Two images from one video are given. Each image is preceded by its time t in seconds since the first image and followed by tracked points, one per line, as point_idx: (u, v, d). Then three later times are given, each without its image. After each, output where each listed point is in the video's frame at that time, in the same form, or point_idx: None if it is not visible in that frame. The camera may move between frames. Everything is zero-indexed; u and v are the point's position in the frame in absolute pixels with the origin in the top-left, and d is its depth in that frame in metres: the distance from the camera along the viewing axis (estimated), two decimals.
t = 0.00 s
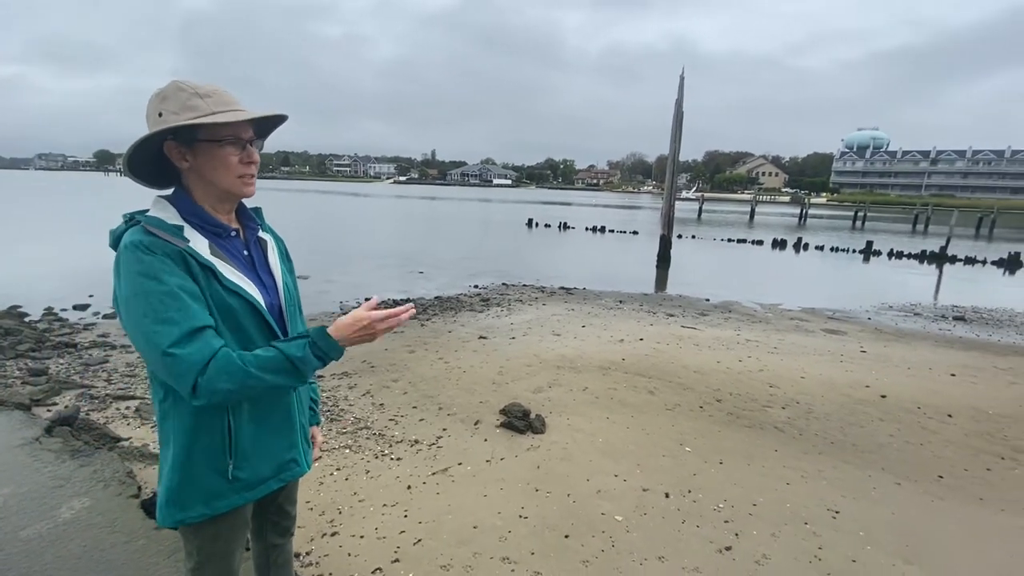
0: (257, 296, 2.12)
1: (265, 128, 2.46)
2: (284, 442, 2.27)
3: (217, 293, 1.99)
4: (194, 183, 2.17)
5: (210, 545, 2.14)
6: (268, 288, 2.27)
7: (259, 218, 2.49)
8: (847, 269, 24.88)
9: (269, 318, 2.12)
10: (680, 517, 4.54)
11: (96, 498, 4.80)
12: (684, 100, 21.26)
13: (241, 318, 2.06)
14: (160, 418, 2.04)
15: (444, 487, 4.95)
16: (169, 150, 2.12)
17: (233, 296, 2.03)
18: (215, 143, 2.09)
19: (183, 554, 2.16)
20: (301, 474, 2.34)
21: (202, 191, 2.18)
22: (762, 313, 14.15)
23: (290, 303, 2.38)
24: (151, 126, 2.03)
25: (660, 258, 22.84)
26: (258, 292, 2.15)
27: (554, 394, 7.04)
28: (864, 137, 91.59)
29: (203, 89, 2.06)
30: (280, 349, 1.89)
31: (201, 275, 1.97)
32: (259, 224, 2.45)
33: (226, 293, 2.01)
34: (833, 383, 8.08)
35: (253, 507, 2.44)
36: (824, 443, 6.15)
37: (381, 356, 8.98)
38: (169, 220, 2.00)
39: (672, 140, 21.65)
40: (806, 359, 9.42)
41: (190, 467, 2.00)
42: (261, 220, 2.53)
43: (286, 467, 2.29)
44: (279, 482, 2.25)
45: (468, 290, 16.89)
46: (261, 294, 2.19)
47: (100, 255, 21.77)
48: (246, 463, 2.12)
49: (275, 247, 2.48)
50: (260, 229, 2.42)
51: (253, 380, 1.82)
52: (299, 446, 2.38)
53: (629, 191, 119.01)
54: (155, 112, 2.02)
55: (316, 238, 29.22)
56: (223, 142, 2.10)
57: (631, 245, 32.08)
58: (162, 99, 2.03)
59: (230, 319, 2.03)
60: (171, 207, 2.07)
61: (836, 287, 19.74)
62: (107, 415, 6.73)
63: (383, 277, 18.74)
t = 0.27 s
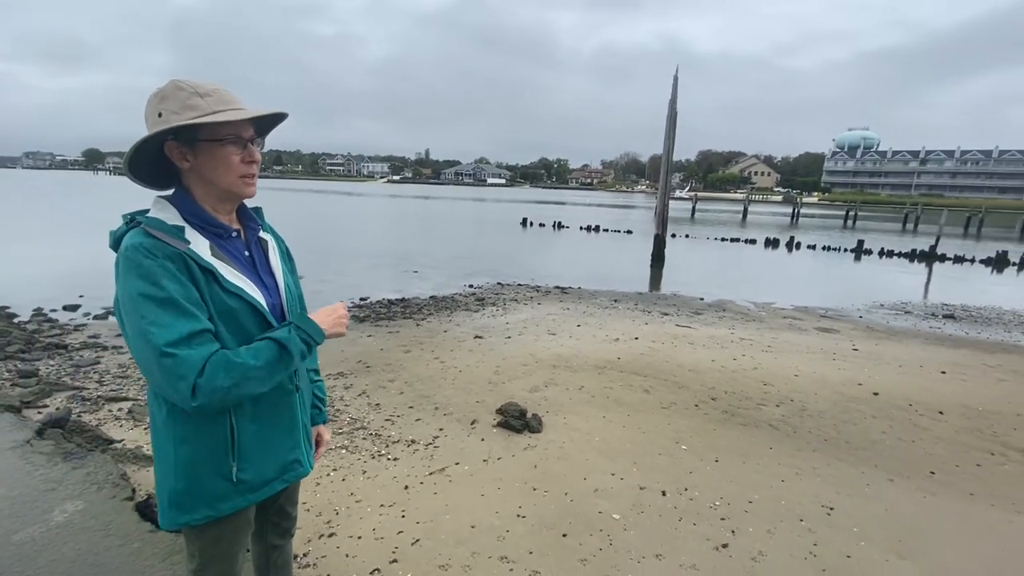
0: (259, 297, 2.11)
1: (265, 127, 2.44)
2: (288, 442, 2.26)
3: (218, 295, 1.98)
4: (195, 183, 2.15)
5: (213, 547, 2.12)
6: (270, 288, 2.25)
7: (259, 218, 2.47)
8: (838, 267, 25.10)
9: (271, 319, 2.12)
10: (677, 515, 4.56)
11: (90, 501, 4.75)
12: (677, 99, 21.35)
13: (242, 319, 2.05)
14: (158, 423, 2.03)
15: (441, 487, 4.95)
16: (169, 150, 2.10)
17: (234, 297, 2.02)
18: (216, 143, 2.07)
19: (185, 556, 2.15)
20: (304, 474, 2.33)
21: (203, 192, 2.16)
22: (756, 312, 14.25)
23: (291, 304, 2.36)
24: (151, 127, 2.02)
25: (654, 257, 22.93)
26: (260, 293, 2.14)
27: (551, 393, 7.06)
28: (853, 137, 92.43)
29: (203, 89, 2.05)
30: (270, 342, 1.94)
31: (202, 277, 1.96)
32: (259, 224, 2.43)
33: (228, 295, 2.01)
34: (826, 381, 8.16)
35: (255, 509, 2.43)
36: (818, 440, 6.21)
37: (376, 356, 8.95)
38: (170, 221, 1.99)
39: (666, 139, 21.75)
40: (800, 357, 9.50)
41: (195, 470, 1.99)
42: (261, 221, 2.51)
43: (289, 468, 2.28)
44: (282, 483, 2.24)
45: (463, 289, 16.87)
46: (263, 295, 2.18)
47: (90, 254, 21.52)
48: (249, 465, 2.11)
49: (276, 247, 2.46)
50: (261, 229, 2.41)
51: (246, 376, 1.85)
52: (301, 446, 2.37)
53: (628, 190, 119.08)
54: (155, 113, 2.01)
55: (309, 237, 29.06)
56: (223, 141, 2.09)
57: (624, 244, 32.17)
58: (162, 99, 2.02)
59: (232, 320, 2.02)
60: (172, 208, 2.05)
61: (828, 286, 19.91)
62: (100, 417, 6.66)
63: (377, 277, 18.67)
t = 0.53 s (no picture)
0: (264, 298, 2.09)
1: (272, 124, 2.43)
2: (294, 444, 2.25)
3: (221, 297, 1.97)
4: (200, 182, 2.14)
5: (219, 548, 2.11)
6: (275, 288, 2.23)
7: (265, 217, 2.45)
8: (829, 266, 25.36)
9: (275, 321, 2.10)
10: (676, 512, 4.60)
11: (85, 504, 4.69)
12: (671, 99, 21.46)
13: (245, 321, 2.03)
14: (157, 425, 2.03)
15: (441, 486, 4.95)
16: (174, 148, 2.08)
17: (237, 299, 2.01)
18: (221, 140, 2.06)
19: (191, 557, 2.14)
20: (312, 474, 2.33)
21: (209, 190, 2.15)
22: (750, 310, 14.35)
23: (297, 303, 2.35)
24: (158, 125, 2.01)
25: (648, 256, 23.04)
26: (265, 293, 2.12)
27: (548, 392, 7.07)
28: (842, 137, 93.38)
29: (209, 85, 2.04)
30: (234, 389, 1.89)
31: (205, 279, 1.94)
32: (265, 223, 2.41)
33: (231, 297, 1.99)
34: (820, 378, 8.25)
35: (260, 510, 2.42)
36: (813, 437, 6.28)
37: (373, 356, 8.92)
38: (175, 220, 1.97)
39: (660, 139, 21.85)
40: (795, 355, 9.59)
41: (199, 473, 1.97)
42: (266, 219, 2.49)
43: (296, 467, 2.28)
44: (289, 483, 2.24)
45: (458, 289, 16.83)
46: (268, 295, 2.16)
47: (80, 254, 21.24)
48: (256, 465, 2.11)
49: (281, 246, 2.44)
50: (267, 228, 2.39)
51: (200, 412, 1.81)
52: (308, 445, 2.37)
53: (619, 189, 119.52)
54: (161, 110, 1.99)
55: (301, 237, 28.86)
56: (229, 138, 2.07)
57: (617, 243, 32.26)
58: (167, 96, 2.01)
59: (234, 322, 2.01)
60: (177, 207, 2.04)
61: (820, 284, 20.10)
62: (93, 419, 6.58)
63: (371, 276, 18.59)
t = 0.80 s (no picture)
0: (276, 301, 2.08)
1: (285, 125, 2.42)
2: (305, 447, 2.24)
3: (233, 300, 1.96)
4: (213, 183, 2.13)
5: (231, 550, 2.10)
6: (287, 290, 2.22)
7: (278, 218, 2.44)
8: (820, 264, 25.61)
9: (286, 324, 2.09)
10: (678, 509, 4.63)
11: (86, 507, 4.62)
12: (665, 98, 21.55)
13: (256, 324, 2.02)
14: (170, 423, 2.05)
15: (443, 486, 4.94)
16: (187, 150, 2.08)
17: (249, 301, 2.00)
18: (233, 141, 2.05)
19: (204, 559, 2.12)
20: (322, 477, 2.31)
21: (222, 191, 2.14)
22: (744, 309, 14.47)
23: (309, 305, 2.33)
24: (170, 126, 2.01)
25: (642, 255, 23.12)
26: (277, 295, 2.11)
27: (548, 391, 7.08)
28: (829, 136, 94.38)
29: (220, 86, 2.03)
30: (234, 397, 1.87)
31: (216, 281, 1.93)
32: (279, 224, 2.39)
33: (243, 300, 1.98)
34: (815, 376, 8.34)
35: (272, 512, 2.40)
36: (810, 433, 6.35)
37: (371, 356, 8.87)
38: (188, 222, 1.97)
39: (654, 139, 21.95)
40: (790, 353, 9.69)
41: (208, 476, 1.96)
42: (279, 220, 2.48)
43: (307, 470, 2.27)
44: (299, 486, 2.23)
45: (454, 288, 16.79)
46: (280, 296, 2.15)
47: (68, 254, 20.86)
48: (267, 467, 2.09)
49: (294, 247, 2.42)
50: (280, 230, 2.37)
51: (197, 419, 1.80)
52: (319, 447, 2.36)
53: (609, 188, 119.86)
54: (173, 112, 1.99)
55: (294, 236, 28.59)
56: (240, 139, 2.06)
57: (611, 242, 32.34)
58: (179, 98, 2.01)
59: (245, 325, 2.00)
60: (190, 208, 2.03)
61: (812, 283, 20.31)
62: (90, 421, 6.46)
63: (365, 276, 18.47)
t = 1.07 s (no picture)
0: (291, 303, 2.08)
1: (294, 126, 2.40)
2: (317, 446, 2.25)
3: (250, 302, 1.96)
4: (226, 185, 2.11)
5: (246, 550, 2.09)
6: (299, 292, 2.23)
7: (287, 218, 2.43)
8: (811, 263, 25.89)
9: (299, 326, 2.09)
10: (678, 506, 4.66)
11: (87, 510, 4.54)
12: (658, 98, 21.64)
13: (272, 325, 2.02)
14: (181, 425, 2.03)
15: (445, 485, 4.93)
16: (199, 152, 2.06)
17: (265, 303, 2.00)
18: (246, 143, 2.03)
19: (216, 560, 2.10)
20: (334, 477, 2.32)
21: (233, 193, 2.12)
22: (738, 307, 14.58)
23: (320, 307, 2.34)
24: (183, 128, 1.98)
25: (636, 254, 23.22)
26: (290, 298, 2.12)
27: (546, 390, 7.10)
28: (815, 135, 95.38)
29: (234, 88, 2.01)
30: (267, 389, 1.90)
31: (233, 284, 1.92)
32: (289, 225, 2.38)
33: (260, 302, 1.98)
34: (809, 373, 8.44)
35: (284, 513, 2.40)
36: (806, 430, 6.43)
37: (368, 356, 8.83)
38: (203, 224, 1.95)
39: (647, 138, 22.04)
40: (784, 350, 9.80)
41: (227, 477, 1.96)
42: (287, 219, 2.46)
43: (319, 471, 2.27)
44: (312, 486, 2.23)
45: (450, 288, 16.75)
46: (293, 298, 2.15)
47: (55, 254, 20.52)
48: (281, 468, 2.09)
49: (304, 248, 2.42)
50: (290, 231, 2.37)
51: (236, 414, 1.83)
52: (330, 448, 2.37)
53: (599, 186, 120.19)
54: (185, 113, 1.97)
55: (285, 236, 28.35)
56: (254, 141, 2.05)
57: (603, 241, 32.43)
58: (191, 99, 1.98)
59: (263, 327, 2.00)
60: (203, 210, 2.02)
61: (804, 281, 20.52)
62: (87, 424, 6.37)
63: (360, 275, 18.37)
